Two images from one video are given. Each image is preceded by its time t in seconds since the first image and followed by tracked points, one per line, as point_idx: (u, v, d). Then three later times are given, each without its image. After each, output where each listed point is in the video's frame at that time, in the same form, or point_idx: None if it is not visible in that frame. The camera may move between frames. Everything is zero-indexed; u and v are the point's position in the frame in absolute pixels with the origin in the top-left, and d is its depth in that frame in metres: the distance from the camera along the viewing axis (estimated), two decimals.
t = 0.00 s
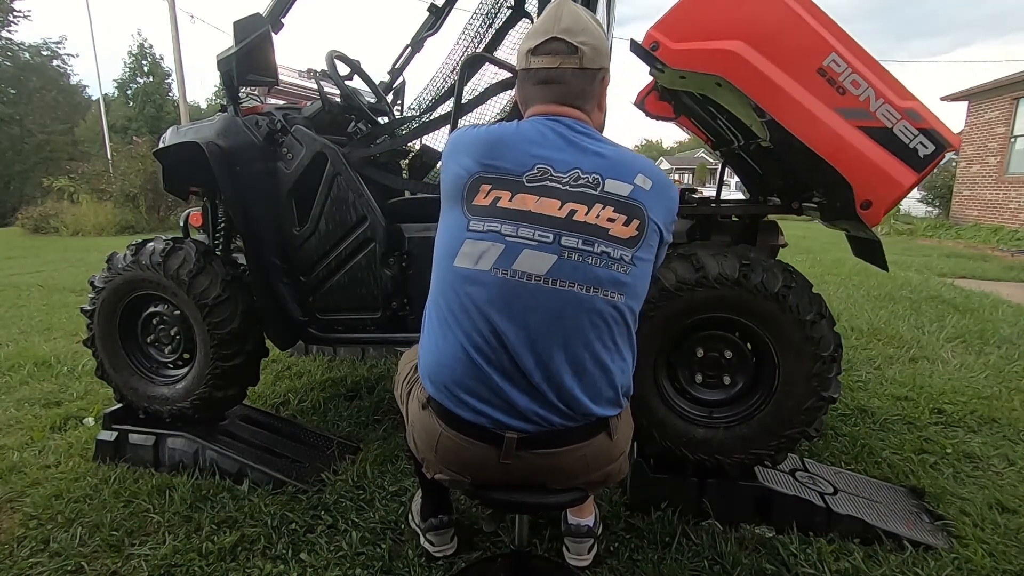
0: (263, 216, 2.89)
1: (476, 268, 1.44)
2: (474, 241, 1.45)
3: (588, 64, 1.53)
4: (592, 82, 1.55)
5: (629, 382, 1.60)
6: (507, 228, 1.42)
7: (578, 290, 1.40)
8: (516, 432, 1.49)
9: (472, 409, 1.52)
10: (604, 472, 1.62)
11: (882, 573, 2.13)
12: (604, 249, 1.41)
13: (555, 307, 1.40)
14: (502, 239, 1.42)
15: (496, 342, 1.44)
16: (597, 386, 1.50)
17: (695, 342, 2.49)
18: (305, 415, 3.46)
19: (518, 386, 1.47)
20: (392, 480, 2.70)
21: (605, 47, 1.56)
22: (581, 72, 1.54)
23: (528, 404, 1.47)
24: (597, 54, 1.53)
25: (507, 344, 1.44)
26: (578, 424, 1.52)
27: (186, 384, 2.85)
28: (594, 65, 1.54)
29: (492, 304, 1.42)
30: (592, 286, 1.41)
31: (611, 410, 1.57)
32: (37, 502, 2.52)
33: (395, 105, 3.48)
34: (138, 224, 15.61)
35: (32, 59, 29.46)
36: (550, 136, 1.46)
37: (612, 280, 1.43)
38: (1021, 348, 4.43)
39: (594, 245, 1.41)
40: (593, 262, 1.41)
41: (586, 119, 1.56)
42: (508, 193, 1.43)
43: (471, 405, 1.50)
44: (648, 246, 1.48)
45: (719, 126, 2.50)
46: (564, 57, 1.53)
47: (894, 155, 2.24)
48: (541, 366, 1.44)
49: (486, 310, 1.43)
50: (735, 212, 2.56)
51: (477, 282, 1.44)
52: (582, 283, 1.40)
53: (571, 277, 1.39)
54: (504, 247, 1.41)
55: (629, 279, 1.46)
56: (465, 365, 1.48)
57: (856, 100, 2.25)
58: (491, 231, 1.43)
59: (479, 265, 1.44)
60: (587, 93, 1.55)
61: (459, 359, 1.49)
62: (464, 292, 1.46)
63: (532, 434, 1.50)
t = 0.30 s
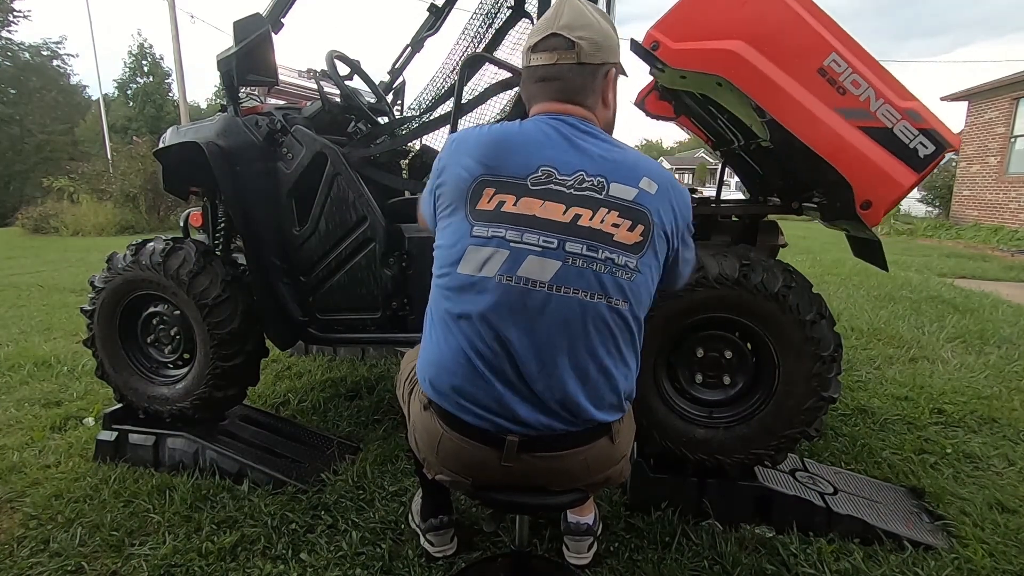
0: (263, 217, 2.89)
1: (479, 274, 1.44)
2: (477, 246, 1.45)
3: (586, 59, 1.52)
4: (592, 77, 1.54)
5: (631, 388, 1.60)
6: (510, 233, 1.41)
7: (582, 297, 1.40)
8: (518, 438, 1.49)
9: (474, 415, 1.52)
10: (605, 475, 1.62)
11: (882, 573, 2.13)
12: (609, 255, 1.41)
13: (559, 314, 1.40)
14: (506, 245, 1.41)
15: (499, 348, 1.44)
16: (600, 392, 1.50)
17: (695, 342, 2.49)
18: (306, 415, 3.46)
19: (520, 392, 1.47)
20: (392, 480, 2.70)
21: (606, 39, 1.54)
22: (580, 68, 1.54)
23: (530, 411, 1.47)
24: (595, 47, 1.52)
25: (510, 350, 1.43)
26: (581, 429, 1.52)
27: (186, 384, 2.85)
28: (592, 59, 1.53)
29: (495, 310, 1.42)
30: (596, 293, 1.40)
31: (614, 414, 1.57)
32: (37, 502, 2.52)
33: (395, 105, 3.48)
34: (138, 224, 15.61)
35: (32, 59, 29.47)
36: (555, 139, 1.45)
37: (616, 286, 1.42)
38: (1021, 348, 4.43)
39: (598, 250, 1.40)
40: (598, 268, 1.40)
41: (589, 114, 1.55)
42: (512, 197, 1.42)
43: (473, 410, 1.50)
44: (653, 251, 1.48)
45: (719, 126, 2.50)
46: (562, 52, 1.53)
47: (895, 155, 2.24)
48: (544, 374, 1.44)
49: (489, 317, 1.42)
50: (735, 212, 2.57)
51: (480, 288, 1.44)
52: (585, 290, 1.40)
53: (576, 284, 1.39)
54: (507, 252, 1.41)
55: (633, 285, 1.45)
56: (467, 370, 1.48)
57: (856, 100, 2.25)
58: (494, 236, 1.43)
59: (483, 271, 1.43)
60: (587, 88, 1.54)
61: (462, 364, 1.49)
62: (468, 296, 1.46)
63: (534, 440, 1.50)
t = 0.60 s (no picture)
0: (263, 217, 2.89)
1: (473, 276, 1.44)
2: (471, 248, 1.45)
3: (583, 57, 1.52)
4: (589, 75, 1.54)
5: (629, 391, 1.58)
6: (503, 234, 1.41)
7: (573, 299, 1.39)
8: (511, 440, 1.49)
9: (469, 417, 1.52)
10: (602, 478, 1.61)
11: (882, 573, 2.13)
12: (601, 257, 1.40)
13: (550, 316, 1.40)
14: (498, 246, 1.41)
15: (493, 351, 1.44)
16: (593, 395, 1.49)
17: (694, 342, 2.49)
18: (306, 415, 3.46)
19: (514, 395, 1.46)
20: (392, 480, 2.70)
21: (604, 36, 1.53)
22: (577, 67, 1.53)
23: (524, 413, 1.47)
24: (592, 45, 1.51)
25: (503, 352, 1.44)
26: (575, 432, 1.51)
27: (186, 384, 2.85)
28: (590, 58, 1.52)
29: (488, 312, 1.42)
30: (588, 295, 1.40)
31: (610, 415, 1.56)
32: (37, 502, 2.52)
33: (395, 105, 3.48)
34: (138, 224, 15.60)
35: (32, 59, 29.46)
36: (549, 141, 1.45)
37: (609, 288, 1.41)
38: (1021, 348, 4.43)
39: (590, 252, 1.39)
40: (589, 270, 1.39)
41: (587, 113, 1.55)
42: (506, 199, 1.42)
43: (468, 412, 1.51)
44: (649, 253, 1.46)
45: (720, 126, 2.50)
46: (559, 52, 1.53)
47: (895, 155, 2.24)
48: (537, 376, 1.44)
49: (482, 319, 1.43)
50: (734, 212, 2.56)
51: (473, 290, 1.44)
52: (577, 292, 1.39)
53: (567, 286, 1.38)
54: (500, 254, 1.41)
55: (627, 287, 1.44)
56: (462, 372, 1.49)
57: (856, 100, 2.25)
58: (488, 238, 1.43)
59: (476, 273, 1.43)
60: (585, 87, 1.54)
61: (457, 365, 1.50)
62: (462, 298, 1.46)
63: (529, 441, 1.50)
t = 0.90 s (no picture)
0: (262, 217, 2.90)
1: (470, 274, 1.44)
2: (470, 245, 1.45)
3: (592, 59, 1.51)
4: (598, 77, 1.53)
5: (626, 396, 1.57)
6: (501, 233, 1.41)
7: (569, 300, 1.39)
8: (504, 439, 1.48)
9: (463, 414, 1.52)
10: (599, 481, 1.59)
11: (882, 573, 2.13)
12: (598, 259, 1.39)
13: (546, 316, 1.39)
14: (496, 245, 1.41)
15: (488, 349, 1.44)
16: (589, 397, 1.48)
17: (695, 342, 2.49)
18: (306, 415, 3.46)
19: (509, 394, 1.46)
20: (392, 480, 2.70)
21: (615, 39, 1.52)
22: (586, 68, 1.52)
23: (518, 412, 1.47)
24: (602, 47, 1.51)
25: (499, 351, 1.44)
26: (570, 435, 1.50)
27: (186, 384, 2.85)
28: (599, 60, 1.51)
29: (485, 310, 1.42)
30: (584, 296, 1.39)
31: (605, 419, 1.55)
32: (37, 502, 2.52)
33: (395, 105, 3.48)
34: (138, 224, 15.61)
35: (32, 59, 29.46)
36: (551, 141, 1.45)
37: (606, 291, 1.40)
38: (1021, 348, 4.43)
39: (588, 253, 1.39)
40: (586, 271, 1.39)
41: (593, 115, 1.55)
42: (506, 197, 1.43)
43: (462, 409, 1.50)
44: (649, 257, 1.45)
45: (721, 126, 2.50)
46: (568, 52, 1.52)
47: (895, 155, 2.24)
48: (532, 376, 1.43)
49: (478, 316, 1.43)
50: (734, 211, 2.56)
51: (470, 287, 1.44)
52: (573, 293, 1.38)
53: (563, 287, 1.38)
54: (497, 252, 1.41)
55: (625, 290, 1.43)
56: (457, 370, 1.49)
57: (856, 100, 2.25)
58: (486, 236, 1.43)
59: (473, 270, 1.43)
60: (593, 89, 1.54)
61: (453, 363, 1.50)
62: (459, 296, 1.46)
63: (521, 442, 1.49)
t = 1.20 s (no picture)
0: (262, 217, 2.90)
1: (475, 267, 1.46)
2: (475, 239, 1.47)
3: (605, 62, 1.51)
4: (610, 80, 1.53)
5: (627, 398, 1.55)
6: (506, 227, 1.43)
7: (570, 296, 1.38)
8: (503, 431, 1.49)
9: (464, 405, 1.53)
10: (600, 479, 1.59)
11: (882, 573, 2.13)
12: (600, 256, 1.39)
13: (546, 311, 1.39)
14: (500, 239, 1.43)
15: (492, 340, 1.45)
16: (590, 394, 1.47)
17: (695, 342, 2.48)
18: (305, 415, 3.46)
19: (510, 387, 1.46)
20: (392, 480, 2.70)
21: (629, 42, 1.52)
22: (599, 70, 1.52)
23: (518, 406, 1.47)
24: (615, 50, 1.51)
25: (501, 342, 1.44)
26: (569, 432, 1.50)
27: (186, 384, 2.85)
28: (613, 63, 1.52)
29: (488, 302, 1.43)
30: (584, 293, 1.38)
31: (606, 416, 1.53)
32: (37, 502, 2.52)
33: (395, 105, 3.48)
34: (138, 224, 15.61)
35: (32, 59, 29.46)
36: (558, 139, 1.46)
37: (608, 289, 1.40)
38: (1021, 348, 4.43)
39: (590, 250, 1.38)
40: (588, 268, 1.38)
41: (604, 117, 1.55)
42: (512, 193, 1.44)
43: (463, 399, 1.51)
44: (653, 257, 1.43)
45: (721, 125, 2.50)
46: (582, 54, 1.52)
47: (894, 154, 2.24)
48: (532, 370, 1.43)
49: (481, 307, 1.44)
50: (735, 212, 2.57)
51: (475, 280, 1.45)
52: (574, 289, 1.38)
53: (564, 283, 1.38)
54: (501, 246, 1.42)
55: (628, 288, 1.42)
56: (461, 359, 1.50)
57: (856, 100, 2.25)
58: (491, 230, 1.44)
59: (478, 263, 1.45)
60: (605, 91, 1.54)
61: (458, 353, 1.51)
62: (465, 288, 1.48)
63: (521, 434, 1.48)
